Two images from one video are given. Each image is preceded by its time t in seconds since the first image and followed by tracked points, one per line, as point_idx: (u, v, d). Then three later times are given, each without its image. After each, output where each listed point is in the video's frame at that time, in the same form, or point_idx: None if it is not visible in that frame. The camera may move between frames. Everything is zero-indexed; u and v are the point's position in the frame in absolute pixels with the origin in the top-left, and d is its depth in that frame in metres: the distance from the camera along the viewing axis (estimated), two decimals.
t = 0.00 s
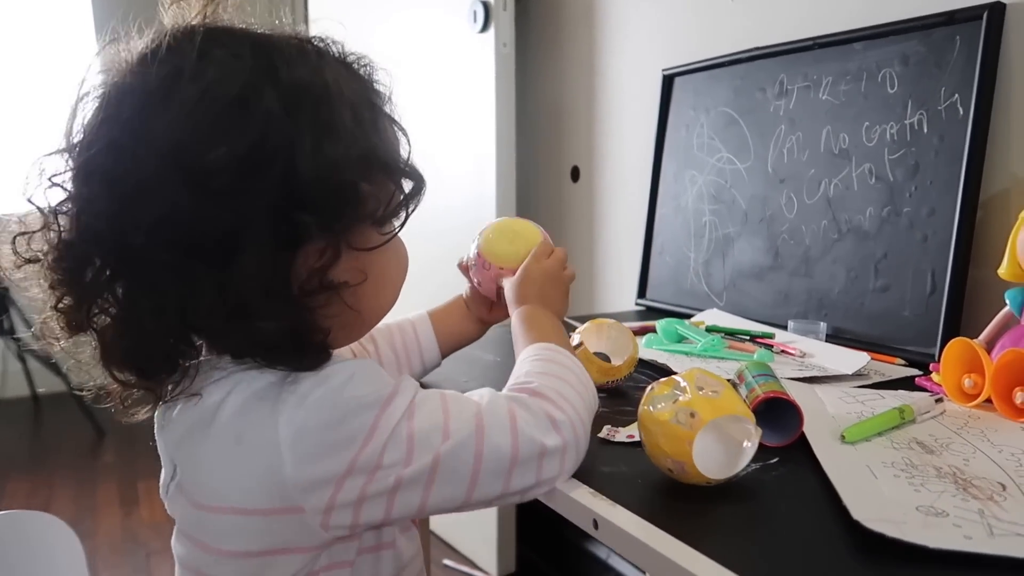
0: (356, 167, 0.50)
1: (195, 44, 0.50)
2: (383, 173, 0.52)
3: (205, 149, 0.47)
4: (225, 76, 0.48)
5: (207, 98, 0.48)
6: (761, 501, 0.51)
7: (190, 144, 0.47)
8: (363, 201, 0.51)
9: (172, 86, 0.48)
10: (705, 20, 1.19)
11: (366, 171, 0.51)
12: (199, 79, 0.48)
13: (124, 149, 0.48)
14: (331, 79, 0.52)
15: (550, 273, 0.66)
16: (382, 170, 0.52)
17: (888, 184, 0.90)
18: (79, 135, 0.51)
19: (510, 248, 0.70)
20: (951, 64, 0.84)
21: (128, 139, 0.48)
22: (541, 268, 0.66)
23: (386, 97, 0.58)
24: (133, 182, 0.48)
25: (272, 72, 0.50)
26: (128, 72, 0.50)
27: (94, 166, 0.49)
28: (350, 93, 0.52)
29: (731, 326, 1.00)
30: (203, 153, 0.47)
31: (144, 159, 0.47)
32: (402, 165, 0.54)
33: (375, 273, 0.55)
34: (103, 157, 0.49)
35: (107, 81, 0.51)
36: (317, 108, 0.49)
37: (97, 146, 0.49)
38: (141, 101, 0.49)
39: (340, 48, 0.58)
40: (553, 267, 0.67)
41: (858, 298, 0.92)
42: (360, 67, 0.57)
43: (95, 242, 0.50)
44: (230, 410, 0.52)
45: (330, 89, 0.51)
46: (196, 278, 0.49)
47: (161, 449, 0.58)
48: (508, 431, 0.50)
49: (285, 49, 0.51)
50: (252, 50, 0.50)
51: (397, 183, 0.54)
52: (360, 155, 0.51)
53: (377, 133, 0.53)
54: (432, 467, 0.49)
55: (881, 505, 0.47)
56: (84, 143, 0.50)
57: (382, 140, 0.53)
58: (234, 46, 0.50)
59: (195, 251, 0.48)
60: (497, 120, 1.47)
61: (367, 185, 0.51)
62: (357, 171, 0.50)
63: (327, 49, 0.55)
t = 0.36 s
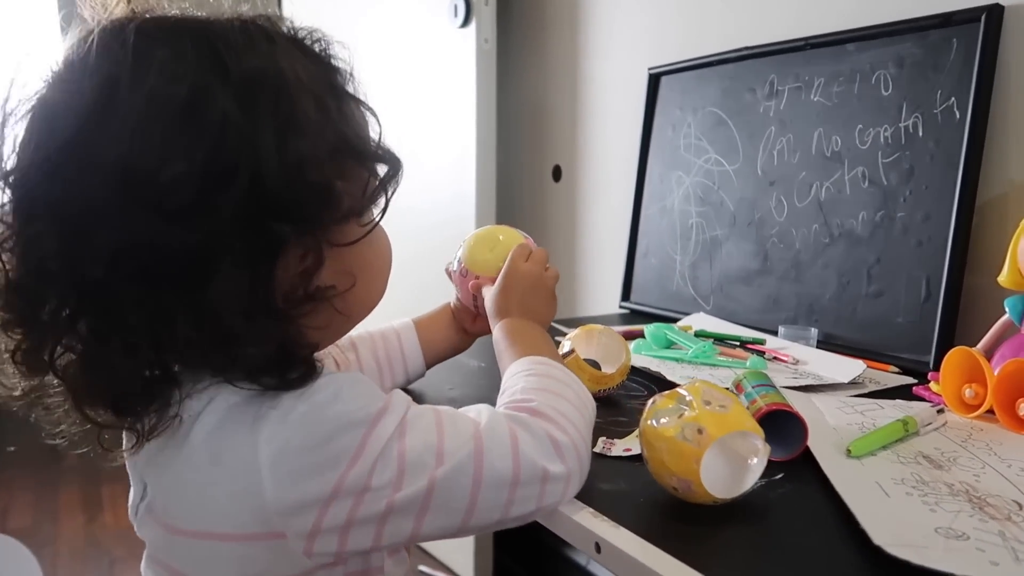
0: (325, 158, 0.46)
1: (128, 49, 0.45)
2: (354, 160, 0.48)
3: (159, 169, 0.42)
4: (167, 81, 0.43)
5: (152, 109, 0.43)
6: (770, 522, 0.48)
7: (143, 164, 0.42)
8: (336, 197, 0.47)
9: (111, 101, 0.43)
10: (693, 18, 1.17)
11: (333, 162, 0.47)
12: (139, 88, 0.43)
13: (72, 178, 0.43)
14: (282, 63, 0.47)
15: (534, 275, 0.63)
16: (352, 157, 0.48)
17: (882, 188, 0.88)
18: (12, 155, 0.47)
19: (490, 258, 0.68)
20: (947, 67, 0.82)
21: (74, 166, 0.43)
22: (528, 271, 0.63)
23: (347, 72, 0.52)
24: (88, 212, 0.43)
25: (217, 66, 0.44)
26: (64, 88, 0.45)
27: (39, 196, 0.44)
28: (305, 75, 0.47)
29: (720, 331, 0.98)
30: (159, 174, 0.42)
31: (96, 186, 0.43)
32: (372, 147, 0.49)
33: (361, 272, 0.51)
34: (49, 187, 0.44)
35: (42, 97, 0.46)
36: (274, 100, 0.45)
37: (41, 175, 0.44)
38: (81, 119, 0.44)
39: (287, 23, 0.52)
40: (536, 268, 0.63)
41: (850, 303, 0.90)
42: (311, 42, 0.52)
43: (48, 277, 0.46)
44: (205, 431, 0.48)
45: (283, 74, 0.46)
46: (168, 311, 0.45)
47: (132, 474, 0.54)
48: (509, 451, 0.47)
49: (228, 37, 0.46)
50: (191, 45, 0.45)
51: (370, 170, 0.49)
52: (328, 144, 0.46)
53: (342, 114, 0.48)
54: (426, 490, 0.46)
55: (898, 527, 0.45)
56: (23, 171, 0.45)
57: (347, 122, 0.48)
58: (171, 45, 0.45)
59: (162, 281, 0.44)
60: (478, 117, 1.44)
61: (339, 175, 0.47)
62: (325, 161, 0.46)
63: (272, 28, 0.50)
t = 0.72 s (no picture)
0: (363, 210, 0.44)
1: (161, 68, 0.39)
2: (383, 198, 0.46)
3: (201, 226, 0.39)
4: (212, 119, 0.39)
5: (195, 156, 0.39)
6: (795, 536, 0.46)
7: (182, 218, 0.39)
8: (368, 247, 0.45)
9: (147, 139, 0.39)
10: (688, 15, 1.15)
11: (367, 207, 0.44)
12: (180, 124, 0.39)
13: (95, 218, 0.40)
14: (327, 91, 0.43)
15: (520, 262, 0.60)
16: (383, 195, 0.45)
17: (883, 190, 0.87)
18: None
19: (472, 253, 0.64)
20: (951, 68, 0.81)
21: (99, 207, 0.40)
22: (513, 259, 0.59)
23: (376, 78, 0.48)
24: (109, 257, 0.40)
25: (264, 100, 0.40)
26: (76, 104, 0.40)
27: (54, 230, 0.41)
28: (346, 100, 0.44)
29: (717, 333, 0.97)
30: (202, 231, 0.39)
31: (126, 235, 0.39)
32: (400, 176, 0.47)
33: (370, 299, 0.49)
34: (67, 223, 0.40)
35: (47, 109, 0.41)
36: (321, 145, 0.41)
37: (59, 209, 0.40)
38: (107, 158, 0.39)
39: (315, 14, 0.47)
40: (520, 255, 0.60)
41: (850, 306, 0.89)
42: (344, 42, 0.47)
43: (61, 310, 0.42)
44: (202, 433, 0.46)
45: (328, 106, 0.42)
46: (188, 360, 0.42)
47: (120, 487, 0.51)
48: (521, 447, 0.45)
49: (270, 53, 0.41)
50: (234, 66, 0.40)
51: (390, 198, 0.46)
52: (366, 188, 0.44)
53: (379, 151, 0.45)
54: (434, 489, 0.43)
55: (930, 543, 0.44)
56: (33, 200, 0.41)
57: (380, 157, 0.45)
58: (214, 69, 0.39)
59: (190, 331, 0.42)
60: (465, 114, 1.41)
61: (372, 220, 0.45)
62: (362, 211, 0.44)
63: (299, 22, 0.44)
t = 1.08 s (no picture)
0: (400, 207, 0.44)
1: (208, 57, 0.38)
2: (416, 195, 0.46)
3: (251, 221, 0.39)
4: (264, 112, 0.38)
5: (247, 149, 0.38)
6: (814, 551, 0.45)
7: (230, 213, 0.38)
8: (404, 244, 0.45)
9: (195, 130, 0.38)
10: (678, 13, 1.14)
11: (404, 204, 0.44)
12: (230, 116, 0.38)
13: (132, 211, 0.38)
14: (370, 86, 0.43)
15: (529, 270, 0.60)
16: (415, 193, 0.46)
17: (880, 190, 0.86)
18: (4, 164, 0.42)
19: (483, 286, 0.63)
20: (950, 67, 0.80)
21: (137, 198, 0.38)
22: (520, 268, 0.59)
23: (402, 76, 0.47)
24: (148, 252, 0.38)
25: (312, 94, 0.40)
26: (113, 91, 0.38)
27: (86, 224, 0.39)
28: (386, 97, 0.44)
29: (713, 335, 0.95)
30: (251, 225, 0.39)
31: (169, 230, 0.38)
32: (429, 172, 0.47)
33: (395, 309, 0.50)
34: (100, 215, 0.39)
35: (76, 96, 0.39)
36: (366, 142, 0.42)
37: (92, 201, 0.39)
38: (148, 149, 0.38)
39: (341, 7, 0.46)
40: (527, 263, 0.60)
41: (848, 308, 0.88)
42: (372, 37, 0.46)
43: (88, 310, 0.40)
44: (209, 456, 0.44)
45: (369, 102, 0.42)
46: (226, 361, 0.41)
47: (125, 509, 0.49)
48: (553, 466, 0.43)
49: (315, 47, 0.41)
50: (281, 58, 0.40)
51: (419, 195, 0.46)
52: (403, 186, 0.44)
53: (413, 149, 0.45)
54: (464, 511, 0.42)
55: (954, 556, 0.42)
56: (62, 191, 0.39)
57: (414, 155, 0.45)
58: (262, 61, 0.39)
59: (230, 330, 0.41)
60: (452, 113, 1.39)
61: (408, 217, 0.45)
62: (399, 209, 0.44)
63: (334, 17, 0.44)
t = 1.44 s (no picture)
0: (408, 202, 0.43)
1: (220, 44, 0.38)
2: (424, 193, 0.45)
3: (258, 208, 0.38)
4: (276, 99, 0.38)
5: (257, 134, 0.37)
6: (805, 552, 0.45)
7: (238, 198, 0.37)
8: (411, 241, 0.44)
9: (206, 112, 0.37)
10: (661, 12, 1.14)
11: (412, 200, 0.44)
12: (242, 100, 0.37)
13: (136, 193, 0.37)
14: (383, 80, 0.43)
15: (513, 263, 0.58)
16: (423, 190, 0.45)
17: (865, 188, 0.86)
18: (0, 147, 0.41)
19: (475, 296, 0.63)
20: (933, 65, 0.81)
21: (142, 179, 0.37)
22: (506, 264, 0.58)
23: (411, 77, 0.47)
24: (151, 234, 0.37)
25: (325, 84, 0.40)
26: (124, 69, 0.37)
27: (87, 204, 0.38)
28: (398, 92, 0.43)
29: (699, 333, 0.95)
30: (258, 212, 0.38)
31: (174, 212, 0.37)
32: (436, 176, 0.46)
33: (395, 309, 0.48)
34: (103, 196, 0.37)
35: (81, 74, 0.38)
36: (376, 134, 0.41)
37: (95, 180, 0.37)
38: (156, 129, 0.37)
39: (353, 9, 0.45)
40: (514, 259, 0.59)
41: (834, 306, 0.88)
42: (383, 38, 0.46)
43: (84, 294, 0.39)
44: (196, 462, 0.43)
45: (379, 95, 0.42)
46: (227, 350, 0.40)
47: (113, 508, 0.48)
48: (554, 476, 0.43)
49: (328, 40, 0.41)
50: (295, 49, 0.39)
51: (426, 195, 0.45)
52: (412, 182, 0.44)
53: (421, 147, 0.45)
54: (466, 523, 0.41)
55: (945, 556, 0.42)
56: (63, 169, 0.38)
57: (422, 151, 0.45)
58: (277, 52, 0.39)
59: (232, 317, 0.40)
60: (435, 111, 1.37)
61: (417, 214, 0.44)
62: (408, 204, 0.43)
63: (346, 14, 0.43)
